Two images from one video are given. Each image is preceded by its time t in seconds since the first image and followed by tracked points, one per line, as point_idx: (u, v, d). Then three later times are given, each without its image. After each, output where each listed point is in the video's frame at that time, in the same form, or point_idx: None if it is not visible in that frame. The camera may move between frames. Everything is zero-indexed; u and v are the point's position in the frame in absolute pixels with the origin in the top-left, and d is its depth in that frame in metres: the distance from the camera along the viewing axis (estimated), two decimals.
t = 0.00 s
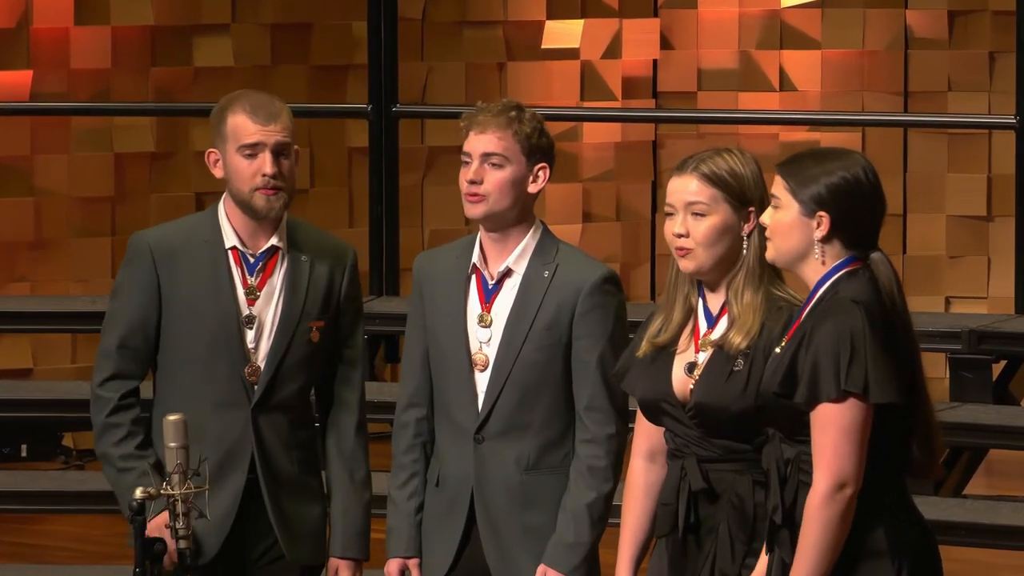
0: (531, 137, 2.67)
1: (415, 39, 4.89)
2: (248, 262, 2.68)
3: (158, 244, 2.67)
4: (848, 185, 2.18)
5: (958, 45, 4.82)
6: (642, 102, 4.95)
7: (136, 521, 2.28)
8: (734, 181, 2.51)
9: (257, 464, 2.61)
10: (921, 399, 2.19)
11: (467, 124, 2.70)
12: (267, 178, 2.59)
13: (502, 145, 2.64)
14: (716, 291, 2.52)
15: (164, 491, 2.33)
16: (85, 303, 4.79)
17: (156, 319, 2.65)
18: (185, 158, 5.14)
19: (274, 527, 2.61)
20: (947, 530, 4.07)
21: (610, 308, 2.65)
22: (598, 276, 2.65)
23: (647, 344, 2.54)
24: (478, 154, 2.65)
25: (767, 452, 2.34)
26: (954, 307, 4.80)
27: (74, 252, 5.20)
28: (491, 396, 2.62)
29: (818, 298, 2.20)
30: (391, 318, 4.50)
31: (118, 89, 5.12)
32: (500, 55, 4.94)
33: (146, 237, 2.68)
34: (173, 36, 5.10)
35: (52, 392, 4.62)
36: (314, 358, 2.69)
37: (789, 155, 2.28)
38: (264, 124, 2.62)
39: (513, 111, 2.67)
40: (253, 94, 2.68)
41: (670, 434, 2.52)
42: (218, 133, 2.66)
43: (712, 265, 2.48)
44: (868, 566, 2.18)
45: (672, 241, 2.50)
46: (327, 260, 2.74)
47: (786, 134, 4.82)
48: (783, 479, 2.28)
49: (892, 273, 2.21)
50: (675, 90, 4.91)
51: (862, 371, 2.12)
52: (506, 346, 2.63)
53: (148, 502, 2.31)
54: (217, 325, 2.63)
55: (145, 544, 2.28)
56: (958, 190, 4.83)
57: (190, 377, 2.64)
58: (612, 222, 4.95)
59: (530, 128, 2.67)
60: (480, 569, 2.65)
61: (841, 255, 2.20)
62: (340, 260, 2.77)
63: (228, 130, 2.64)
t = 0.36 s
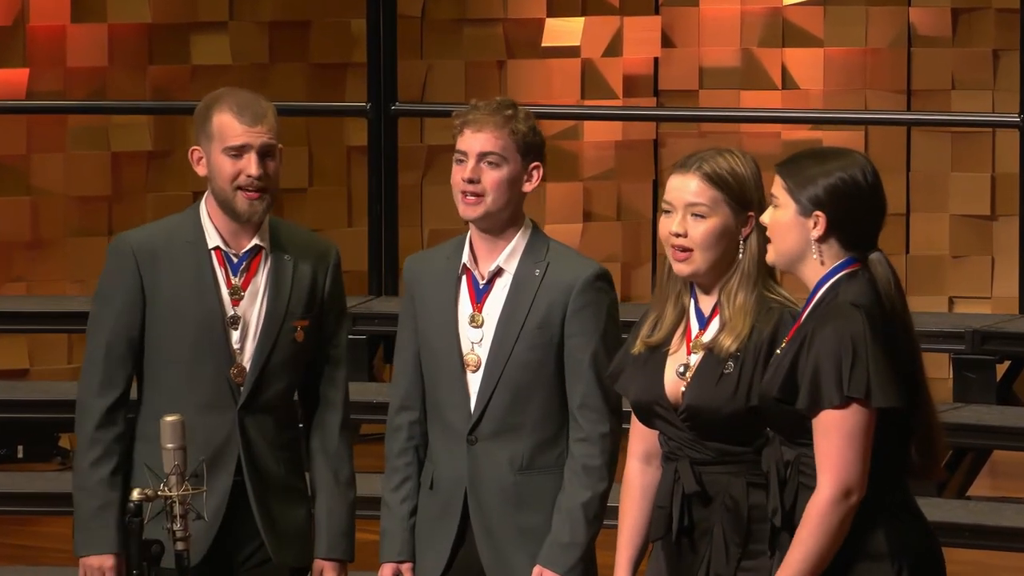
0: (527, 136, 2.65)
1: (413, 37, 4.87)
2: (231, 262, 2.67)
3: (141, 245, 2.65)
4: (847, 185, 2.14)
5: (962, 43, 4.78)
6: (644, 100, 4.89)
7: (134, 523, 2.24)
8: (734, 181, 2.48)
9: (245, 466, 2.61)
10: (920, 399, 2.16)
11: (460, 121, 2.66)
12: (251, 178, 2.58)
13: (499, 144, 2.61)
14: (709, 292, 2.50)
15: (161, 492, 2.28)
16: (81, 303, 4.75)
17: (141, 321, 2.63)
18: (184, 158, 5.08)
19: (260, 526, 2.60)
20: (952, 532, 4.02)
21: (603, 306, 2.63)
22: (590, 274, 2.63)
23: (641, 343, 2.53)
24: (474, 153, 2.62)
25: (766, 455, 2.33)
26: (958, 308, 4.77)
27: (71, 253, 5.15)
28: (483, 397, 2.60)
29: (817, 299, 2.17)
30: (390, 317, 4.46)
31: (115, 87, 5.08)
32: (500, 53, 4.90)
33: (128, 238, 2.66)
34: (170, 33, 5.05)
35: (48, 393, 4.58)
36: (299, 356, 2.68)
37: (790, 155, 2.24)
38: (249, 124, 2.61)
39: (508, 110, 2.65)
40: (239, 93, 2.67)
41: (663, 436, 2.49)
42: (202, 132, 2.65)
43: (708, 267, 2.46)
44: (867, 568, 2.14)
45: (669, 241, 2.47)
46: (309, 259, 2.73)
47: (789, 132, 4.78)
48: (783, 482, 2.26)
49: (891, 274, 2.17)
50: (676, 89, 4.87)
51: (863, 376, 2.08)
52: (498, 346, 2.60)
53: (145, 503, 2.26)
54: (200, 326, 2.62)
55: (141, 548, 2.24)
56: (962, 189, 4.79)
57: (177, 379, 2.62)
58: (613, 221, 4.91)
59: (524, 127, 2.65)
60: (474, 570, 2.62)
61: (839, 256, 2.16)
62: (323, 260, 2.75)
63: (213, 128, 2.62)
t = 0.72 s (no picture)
0: (513, 136, 2.60)
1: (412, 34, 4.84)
2: (211, 263, 2.63)
3: (121, 247, 2.61)
4: (844, 187, 2.11)
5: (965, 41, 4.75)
6: (644, 98, 4.88)
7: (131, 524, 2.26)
8: (723, 183, 2.43)
9: (230, 471, 2.58)
10: (920, 403, 2.13)
11: (446, 121, 2.61)
12: (232, 174, 2.54)
13: (485, 144, 2.57)
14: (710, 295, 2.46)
15: (159, 494, 2.30)
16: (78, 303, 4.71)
17: (123, 323, 2.59)
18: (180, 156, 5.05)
19: (242, 531, 2.57)
20: (956, 534, 3.98)
21: (593, 304, 2.59)
22: (579, 272, 2.59)
23: (641, 344, 2.49)
24: (460, 153, 2.57)
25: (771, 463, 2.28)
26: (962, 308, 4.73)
27: (67, 252, 5.11)
28: (474, 399, 2.56)
29: (812, 305, 2.13)
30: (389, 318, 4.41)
31: (112, 85, 5.04)
32: (500, 51, 4.86)
33: (108, 240, 2.62)
34: (167, 29, 5.01)
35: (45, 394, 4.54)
36: (281, 357, 2.64)
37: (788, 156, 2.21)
38: (231, 120, 2.57)
39: (494, 109, 2.60)
40: (221, 88, 2.62)
41: (663, 439, 2.46)
42: (184, 126, 2.60)
43: (710, 273, 2.42)
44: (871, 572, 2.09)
45: (671, 255, 2.43)
46: (291, 258, 2.69)
47: (791, 131, 4.74)
48: (789, 488, 2.22)
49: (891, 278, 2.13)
50: (676, 87, 4.84)
51: (863, 381, 2.04)
52: (488, 348, 2.57)
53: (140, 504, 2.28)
54: (183, 327, 2.58)
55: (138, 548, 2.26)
56: (966, 188, 4.75)
57: (160, 382, 2.58)
58: (614, 221, 4.87)
59: (510, 126, 2.60)
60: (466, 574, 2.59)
61: (836, 259, 2.13)
62: (303, 259, 2.72)
63: (194, 124, 2.58)
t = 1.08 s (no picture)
0: (501, 134, 2.57)
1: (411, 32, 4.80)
2: (195, 266, 2.59)
3: (102, 248, 2.56)
4: (841, 188, 2.06)
5: (970, 39, 4.71)
6: (644, 97, 4.85)
7: (128, 527, 2.27)
8: (727, 183, 2.39)
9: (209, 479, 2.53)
10: (920, 402, 2.08)
11: (432, 120, 2.59)
12: (218, 178, 2.51)
13: (473, 143, 2.54)
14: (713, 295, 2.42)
15: (156, 496, 2.30)
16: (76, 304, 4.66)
17: (105, 326, 2.54)
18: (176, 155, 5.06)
19: (225, 537, 2.55)
20: (961, 537, 3.94)
21: (581, 303, 2.55)
22: (568, 270, 2.55)
23: (643, 345, 2.47)
24: (448, 152, 2.54)
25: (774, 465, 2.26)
26: (965, 308, 4.69)
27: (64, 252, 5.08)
28: (464, 400, 2.52)
29: (812, 309, 2.09)
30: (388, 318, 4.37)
31: (109, 83, 5.00)
32: (499, 49, 4.82)
33: (88, 244, 2.57)
34: (163, 27, 4.97)
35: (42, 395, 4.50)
36: (263, 362, 2.61)
37: (783, 157, 2.16)
38: (219, 122, 2.54)
39: (482, 107, 2.58)
40: (205, 90, 2.59)
41: (665, 440, 2.42)
42: (169, 129, 2.56)
43: (712, 273, 2.38)
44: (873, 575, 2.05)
45: (671, 252, 2.39)
46: (273, 262, 2.66)
47: (793, 130, 4.69)
48: (792, 492, 2.19)
49: (891, 280, 2.09)
50: (677, 86, 4.81)
51: (863, 381, 2.00)
52: (477, 348, 2.53)
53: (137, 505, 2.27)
54: (166, 329, 2.54)
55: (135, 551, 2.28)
56: (970, 188, 4.72)
57: (142, 385, 2.53)
58: (615, 220, 4.84)
59: (498, 126, 2.57)
60: None
61: (835, 260, 2.08)
62: (287, 262, 2.69)
63: (181, 127, 2.54)
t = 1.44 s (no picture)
0: (492, 132, 2.55)
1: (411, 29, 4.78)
2: (190, 267, 2.55)
3: (98, 247, 2.53)
4: (841, 190, 2.03)
5: (973, 37, 4.68)
6: (645, 95, 4.82)
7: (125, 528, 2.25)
8: (736, 182, 2.39)
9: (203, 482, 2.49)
10: (920, 400, 2.04)
11: (422, 118, 2.55)
12: (217, 176, 2.47)
13: (465, 142, 2.51)
14: (719, 296, 2.39)
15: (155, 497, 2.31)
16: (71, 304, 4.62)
17: (97, 324, 2.51)
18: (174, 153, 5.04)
19: (222, 530, 2.50)
20: (965, 539, 3.89)
21: (574, 302, 2.52)
22: (559, 269, 2.52)
23: (646, 346, 2.44)
24: (440, 151, 2.50)
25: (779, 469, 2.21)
26: (969, 308, 4.66)
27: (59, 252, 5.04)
28: (457, 400, 2.48)
29: (813, 309, 2.06)
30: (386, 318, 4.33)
31: (106, 82, 4.97)
32: (499, 47, 4.79)
33: (82, 242, 2.54)
34: (160, 24, 4.94)
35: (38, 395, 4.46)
36: (257, 364, 2.58)
37: (781, 160, 2.12)
38: (218, 120, 2.51)
39: (472, 105, 2.55)
40: (209, 89, 2.56)
41: (670, 442, 2.38)
42: (168, 127, 2.54)
43: (718, 272, 2.35)
44: None
45: (676, 250, 2.37)
46: (269, 263, 2.63)
47: (796, 128, 4.64)
48: (798, 497, 2.15)
49: (888, 280, 2.04)
50: (679, 84, 4.77)
51: (860, 385, 1.97)
52: (470, 348, 2.49)
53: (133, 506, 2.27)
54: (158, 329, 2.50)
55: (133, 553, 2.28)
56: (974, 187, 4.68)
57: (133, 383, 2.49)
58: (616, 219, 4.81)
59: (489, 123, 2.54)
60: None
61: (833, 263, 2.04)
62: (285, 264, 2.66)
63: (180, 124, 2.51)
